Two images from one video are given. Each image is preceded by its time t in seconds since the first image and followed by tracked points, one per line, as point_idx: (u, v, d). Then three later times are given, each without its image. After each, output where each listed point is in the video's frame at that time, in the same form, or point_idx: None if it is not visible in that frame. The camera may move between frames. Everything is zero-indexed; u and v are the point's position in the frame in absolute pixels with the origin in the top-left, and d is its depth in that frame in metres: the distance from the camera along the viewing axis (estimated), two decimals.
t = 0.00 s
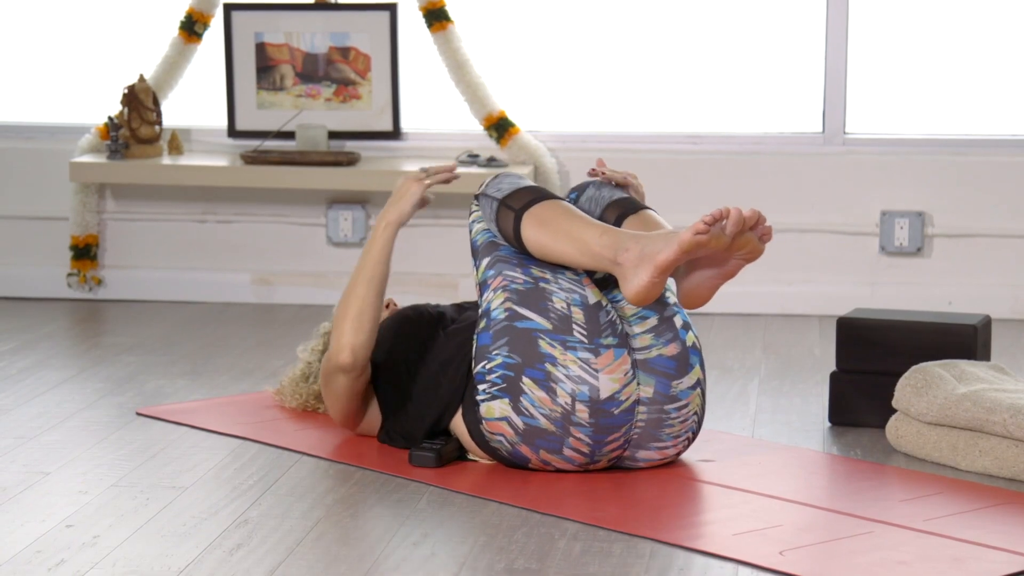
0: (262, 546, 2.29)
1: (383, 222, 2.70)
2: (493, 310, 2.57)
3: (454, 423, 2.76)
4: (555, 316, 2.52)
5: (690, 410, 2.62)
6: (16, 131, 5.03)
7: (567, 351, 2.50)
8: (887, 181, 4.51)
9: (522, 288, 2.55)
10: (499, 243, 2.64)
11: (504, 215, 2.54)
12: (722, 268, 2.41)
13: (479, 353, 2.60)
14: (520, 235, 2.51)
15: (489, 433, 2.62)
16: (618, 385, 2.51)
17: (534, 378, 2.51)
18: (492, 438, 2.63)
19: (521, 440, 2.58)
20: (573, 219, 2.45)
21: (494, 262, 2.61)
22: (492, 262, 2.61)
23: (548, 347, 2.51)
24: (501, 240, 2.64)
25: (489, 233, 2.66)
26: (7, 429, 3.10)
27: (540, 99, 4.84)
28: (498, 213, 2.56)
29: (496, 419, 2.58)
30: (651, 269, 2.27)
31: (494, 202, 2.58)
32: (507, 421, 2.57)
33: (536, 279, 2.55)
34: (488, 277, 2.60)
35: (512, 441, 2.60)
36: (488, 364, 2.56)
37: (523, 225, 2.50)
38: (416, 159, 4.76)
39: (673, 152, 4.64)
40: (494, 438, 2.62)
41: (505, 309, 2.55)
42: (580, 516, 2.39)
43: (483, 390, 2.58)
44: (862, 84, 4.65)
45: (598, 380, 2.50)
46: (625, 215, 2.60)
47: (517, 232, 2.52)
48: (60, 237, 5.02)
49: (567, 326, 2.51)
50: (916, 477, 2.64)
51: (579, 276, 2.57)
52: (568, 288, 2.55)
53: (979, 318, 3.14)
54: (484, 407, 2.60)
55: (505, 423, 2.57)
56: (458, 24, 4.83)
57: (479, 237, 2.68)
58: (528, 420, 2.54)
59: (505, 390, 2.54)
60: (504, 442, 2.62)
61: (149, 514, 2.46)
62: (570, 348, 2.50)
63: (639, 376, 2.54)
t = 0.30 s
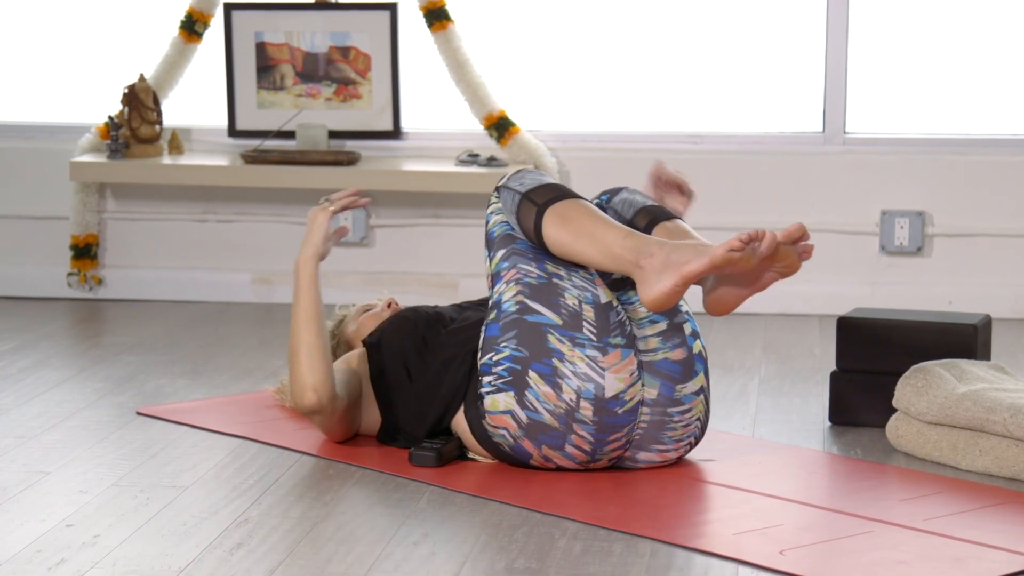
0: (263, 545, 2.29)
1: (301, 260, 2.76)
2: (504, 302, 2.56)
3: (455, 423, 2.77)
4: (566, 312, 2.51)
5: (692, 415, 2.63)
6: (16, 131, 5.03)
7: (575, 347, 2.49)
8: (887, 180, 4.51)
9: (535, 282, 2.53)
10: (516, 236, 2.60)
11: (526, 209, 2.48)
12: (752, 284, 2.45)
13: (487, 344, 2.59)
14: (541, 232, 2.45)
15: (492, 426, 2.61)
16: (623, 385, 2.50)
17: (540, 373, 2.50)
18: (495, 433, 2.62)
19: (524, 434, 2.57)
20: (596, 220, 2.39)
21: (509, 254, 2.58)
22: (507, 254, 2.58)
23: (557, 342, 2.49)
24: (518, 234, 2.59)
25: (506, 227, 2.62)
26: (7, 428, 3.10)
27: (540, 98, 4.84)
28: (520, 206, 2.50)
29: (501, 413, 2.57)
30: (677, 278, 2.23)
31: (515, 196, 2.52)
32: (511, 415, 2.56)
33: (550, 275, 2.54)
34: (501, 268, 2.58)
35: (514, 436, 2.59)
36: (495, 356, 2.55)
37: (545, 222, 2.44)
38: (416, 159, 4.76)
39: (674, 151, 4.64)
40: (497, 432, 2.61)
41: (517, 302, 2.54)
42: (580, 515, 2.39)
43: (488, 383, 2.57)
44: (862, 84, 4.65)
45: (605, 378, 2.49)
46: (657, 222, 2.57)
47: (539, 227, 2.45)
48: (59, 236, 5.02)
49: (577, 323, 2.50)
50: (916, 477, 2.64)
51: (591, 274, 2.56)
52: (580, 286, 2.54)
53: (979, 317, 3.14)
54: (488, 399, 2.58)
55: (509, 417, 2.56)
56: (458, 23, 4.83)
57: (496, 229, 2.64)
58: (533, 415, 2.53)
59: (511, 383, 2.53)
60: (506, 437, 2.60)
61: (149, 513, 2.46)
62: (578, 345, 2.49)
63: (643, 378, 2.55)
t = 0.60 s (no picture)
0: (263, 544, 2.29)
1: (246, 291, 2.77)
2: (519, 293, 2.54)
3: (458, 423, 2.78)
4: (580, 307, 2.49)
5: (696, 421, 2.62)
6: (16, 130, 5.03)
7: (585, 342, 2.47)
8: (888, 179, 4.51)
9: (552, 276, 2.51)
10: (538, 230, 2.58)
11: (556, 204, 2.47)
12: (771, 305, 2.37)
13: (497, 334, 2.57)
14: (569, 229, 2.43)
15: (497, 417, 2.58)
16: (630, 384, 2.49)
17: (549, 365, 2.47)
18: (499, 424, 2.60)
19: (528, 426, 2.55)
20: (626, 223, 2.38)
21: (530, 247, 2.57)
22: (527, 247, 2.57)
23: (568, 336, 2.47)
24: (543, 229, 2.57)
25: (530, 219, 2.60)
26: (8, 428, 3.10)
27: (541, 98, 4.84)
28: (550, 201, 2.48)
29: (506, 403, 2.54)
30: (712, 286, 2.24)
31: (546, 192, 2.50)
32: (516, 406, 2.53)
33: (568, 270, 2.52)
34: (520, 259, 2.57)
35: (519, 428, 2.56)
36: (505, 346, 2.53)
37: (573, 219, 2.42)
38: (416, 158, 4.75)
39: (674, 151, 4.64)
40: (501, 424, 2.59)
41: (533, 294, 2.51)
42: (581, 515, 2.39)
43: (496, 372, 2.55)
44: (862, 83, 4.65)
45: (612, 376, 2.47)
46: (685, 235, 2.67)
47: (566, 224, 2.43)
48: (60, 235, 5.01)
49: (590, 318, 2.48)
50: (915, 476, 2.64)
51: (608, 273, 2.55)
52: (596, 284, 2.52)
53: (980, 317, 3.14)
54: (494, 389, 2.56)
55: (514, 408, 2.53)
56: (458, 23, 4.83)
57: (519, 220, 2.62)
58: (538, 407, 2.51)
59: (518, 373, 2.51)
60: (511, 428, 2.58)
61: (150, 513, 2.46)
62: (589, 340, 2.47)
63: (650, 379, 2.53)
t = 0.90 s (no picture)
0: (263, 544, 2.29)
1: (204, 308, 2.78)
2: (541, 282, 2.51)
3: (464, 420, 2.78)
4: (600, 303, 2.46)
5: (701, 427, 2.62)
6: (16, 129, 5.04)
7: (602, 338, 2.45)
8: (887, 178, 4.51)
9: (577, 270, 2.48)
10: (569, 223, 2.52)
11: (596, 201, 2.40)
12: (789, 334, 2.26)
13: (514, 321, 2.54)
14: (606, 229, 2.36)
15: (505, 405, 2.56)
16: (641, 384, 2.47)
17: (563, 356, 2.45)
18: (507, 412, 2.57)
19: (536, 416, 2.53)
20: (667, 233, 2.32)
21: (558, 238, 2.52)
22: (556, 238, 2.52)
23: (585, 330, 2.45)
24: (575, 224, 2.51)
25: (561, 211, 2.54)
26: (7, 427, 3.10)
27: (541, 97, 4.84)
28: (590, 199, 2.41)
29: (516, 391, 2.52)
30: (750, 308, 2.16)
31: (586, 189, 2.44)
32: (526, 395, 2.51)
33: (593, 266, 2.49)
34: (546, 249, 2.52)
35: (526, 416, 2.54)
36: (521, 333, 2.51)
37: (611, 223, 2.35)
38: (417, 157, 4.75)
39: (674, 150, 4.64)
40: (508, 412, 2.57)
41: (554, 284, 2.48)
42: (581, 514, 2.39)
43: (509, 359, 2.52)
44: (861, 83, 4.65)
45: (624, 374, 2.45)
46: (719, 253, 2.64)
47: (603, 227, 2.36)
48: (59, 234, 5.01)
49: (609, 315, 2.46)
50: (916, 476, 2.64)
51: (632, 275, 2.52)
52: (619, 282, 2.49)
53: (981, 316, 3.14)
54: (506, 376, 2.53)
55: (524, 396, 2.51)
56: (458, 22, 4.83)
57: (550, 210, 2.55)
58: (548, 397, 2.48)
59: (532, 362, 2.49)
60: (518, 416, 2.56)
61: (150, 512, 2.46)
62: (606, 336, 2.45)
63: (659, 382, 2.53)
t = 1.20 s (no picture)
0: (264, 541, 2.29)
1: (170, 331, 2.77)
2: (567, 271, 2.51)
3: (473, 413, 2.77)
4: (625, 299, 2.47)
5: (707, 433, 2.62)
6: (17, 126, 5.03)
7: (621, 332, 2.45)
8: (888, 176, 4.51)
9: (605, 264, 2.49)
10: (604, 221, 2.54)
11: (638, 207, 2.43)
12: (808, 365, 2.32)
13: (536, 306, 2.54)
14: (646, 237, 2.39)
15: (516, 389, 2.55)
16: (654, 382, 2.48)
17: (581, 344, 2.45)
18: (518, 396, 2.56)
19: (547, 402, 2.51)
20: (705, 246, 2.35)
21: (590, 232, 2.53)
22: (589, 232, 2.53)
23: (606, 321, 2.45)
24: (611, 223, 2.53)
25: (600, 208, 2.55)
26: (8, 424, 3.10)
27: (541, 95, 4.84)
28: (632, 204, 2.44)
29: (530, 375, 2.51)
30: (779, 332, 2.22)
31: (629, 191, 2.47)
32: (539, 379, 2.49)
33: (622, 263, 2.50)
34: (577, 240, 2.53)
35: (537, 402, 2.52)
36: (541, 319, 2.51)
37: (651, 230, 2.38)
38: (417, 155, 4.75)
39: (675, 148, 4.64)
40: (519, 396, 2.55)
41: (580, 275, 2.49)
42: (582, 512, 2.39)
43: (525, 344, 2.52)
44: (862, 81, 4.65)
45: (639, 370, 2.45)
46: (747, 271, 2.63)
47: (643, 233, 2.40)
48: (59, 232, 5.01)
49: (631, 311, 2.47)
50: (916, 474, 2.64)
51: (659, 277, 2.53)
52: (645, 282, 2.51)
53: (981, 314, 3.14)
54: (520, 359, 2.52)
55: (536, 380, 2.50)
56: (458, 19, 4.83)
57: (587, 207, 2.57)
58: (561, 383, 2.47)
59: (548, 348, 2.48)
60: (528, 402, 2.54)
61: (151, 510, 2.47)
62: (625, 331, 2.45)
63: (671, 382, 2.53)
